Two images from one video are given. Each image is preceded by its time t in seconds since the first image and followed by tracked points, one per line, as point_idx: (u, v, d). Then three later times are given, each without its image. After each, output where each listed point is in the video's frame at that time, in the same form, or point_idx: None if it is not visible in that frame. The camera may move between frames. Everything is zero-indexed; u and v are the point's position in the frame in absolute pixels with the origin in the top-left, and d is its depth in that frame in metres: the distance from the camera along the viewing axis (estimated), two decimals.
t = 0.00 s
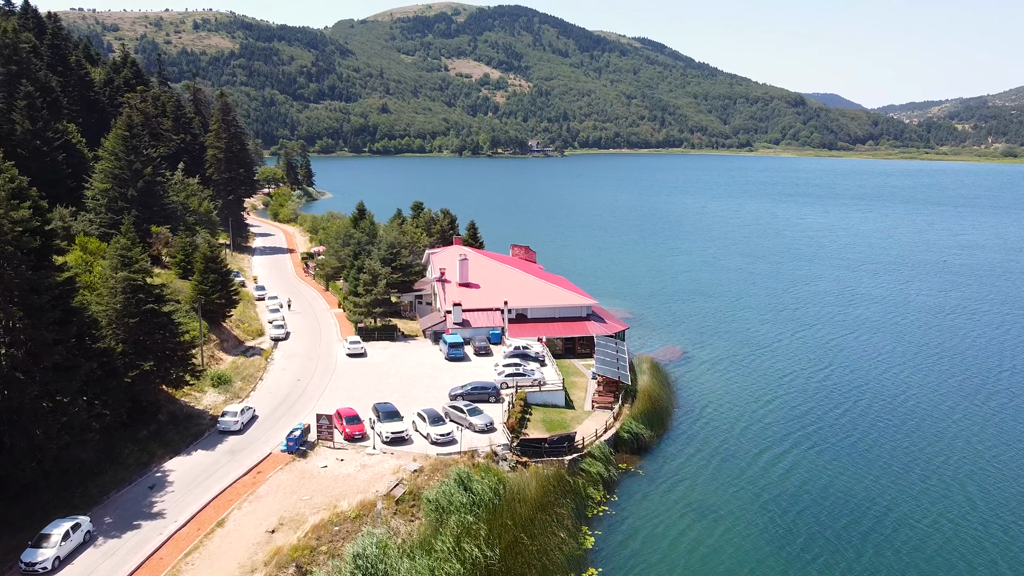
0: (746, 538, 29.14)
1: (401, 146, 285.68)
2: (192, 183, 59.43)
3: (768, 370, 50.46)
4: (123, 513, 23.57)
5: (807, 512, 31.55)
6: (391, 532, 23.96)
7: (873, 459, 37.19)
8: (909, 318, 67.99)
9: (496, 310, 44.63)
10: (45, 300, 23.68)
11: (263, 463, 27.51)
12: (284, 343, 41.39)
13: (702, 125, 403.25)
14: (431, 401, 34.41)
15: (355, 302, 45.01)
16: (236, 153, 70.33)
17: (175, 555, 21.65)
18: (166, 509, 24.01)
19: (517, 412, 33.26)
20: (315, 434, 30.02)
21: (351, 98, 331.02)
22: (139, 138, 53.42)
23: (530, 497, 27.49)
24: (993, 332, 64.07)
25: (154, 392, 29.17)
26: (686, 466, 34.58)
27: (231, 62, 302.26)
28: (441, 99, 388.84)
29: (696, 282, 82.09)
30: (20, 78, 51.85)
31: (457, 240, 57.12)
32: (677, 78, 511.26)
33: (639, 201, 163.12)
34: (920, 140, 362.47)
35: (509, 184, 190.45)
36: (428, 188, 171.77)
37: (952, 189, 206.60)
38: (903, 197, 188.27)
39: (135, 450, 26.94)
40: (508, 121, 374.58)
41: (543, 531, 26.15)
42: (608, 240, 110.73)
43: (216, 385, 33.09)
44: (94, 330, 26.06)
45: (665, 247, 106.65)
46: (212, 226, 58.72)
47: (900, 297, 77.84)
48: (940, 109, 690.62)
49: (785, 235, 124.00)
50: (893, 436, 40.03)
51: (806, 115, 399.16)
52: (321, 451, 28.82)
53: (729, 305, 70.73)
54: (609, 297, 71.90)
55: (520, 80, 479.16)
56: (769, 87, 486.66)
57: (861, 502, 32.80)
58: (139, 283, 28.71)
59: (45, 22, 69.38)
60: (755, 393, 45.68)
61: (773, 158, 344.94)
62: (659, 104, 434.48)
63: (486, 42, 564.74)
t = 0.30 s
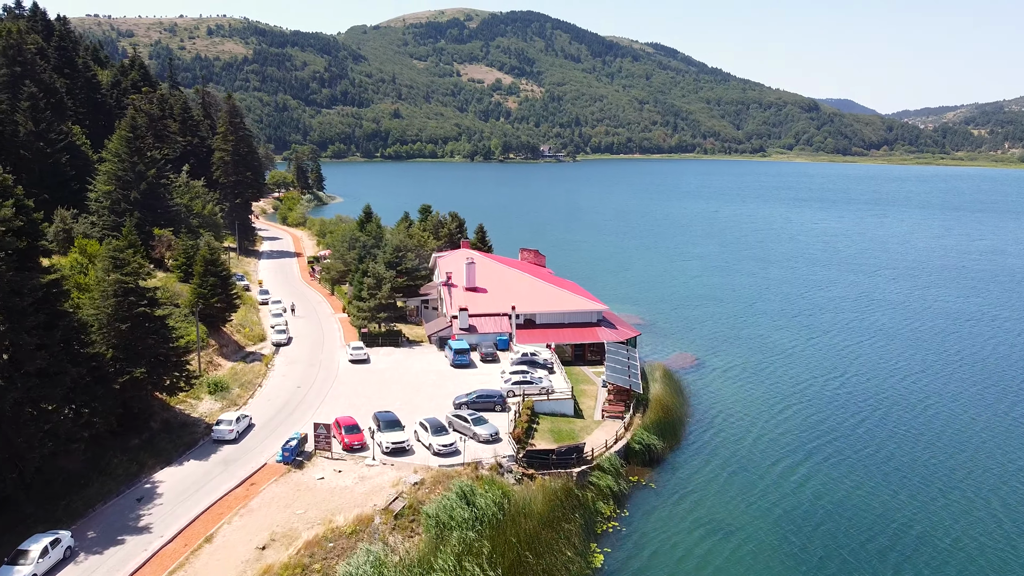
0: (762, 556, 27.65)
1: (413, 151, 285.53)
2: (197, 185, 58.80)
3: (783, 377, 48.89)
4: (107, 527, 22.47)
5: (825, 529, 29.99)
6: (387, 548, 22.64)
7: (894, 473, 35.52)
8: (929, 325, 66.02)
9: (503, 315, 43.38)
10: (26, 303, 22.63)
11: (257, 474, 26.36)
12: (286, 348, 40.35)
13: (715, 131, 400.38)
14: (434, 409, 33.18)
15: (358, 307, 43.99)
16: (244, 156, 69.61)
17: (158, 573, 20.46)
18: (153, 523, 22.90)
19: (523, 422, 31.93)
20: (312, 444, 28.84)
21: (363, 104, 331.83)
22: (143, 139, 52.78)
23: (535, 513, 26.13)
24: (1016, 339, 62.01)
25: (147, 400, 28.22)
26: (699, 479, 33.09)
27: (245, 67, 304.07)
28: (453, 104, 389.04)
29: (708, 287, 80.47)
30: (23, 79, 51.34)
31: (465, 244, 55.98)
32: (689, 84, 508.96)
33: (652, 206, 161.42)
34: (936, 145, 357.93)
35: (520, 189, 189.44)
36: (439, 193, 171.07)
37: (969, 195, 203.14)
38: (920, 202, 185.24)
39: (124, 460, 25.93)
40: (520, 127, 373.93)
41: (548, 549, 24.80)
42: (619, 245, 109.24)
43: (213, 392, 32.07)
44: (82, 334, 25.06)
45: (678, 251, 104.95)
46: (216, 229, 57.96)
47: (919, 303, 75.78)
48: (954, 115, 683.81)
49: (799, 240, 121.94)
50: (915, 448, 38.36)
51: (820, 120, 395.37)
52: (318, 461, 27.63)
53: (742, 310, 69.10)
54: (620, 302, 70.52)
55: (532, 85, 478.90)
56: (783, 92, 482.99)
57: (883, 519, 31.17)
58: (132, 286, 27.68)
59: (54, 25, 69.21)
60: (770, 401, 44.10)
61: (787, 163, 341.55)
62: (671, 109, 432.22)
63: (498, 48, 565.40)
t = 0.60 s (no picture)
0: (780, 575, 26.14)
1: (424, 156, 285.22)
2: (201, 187, 58.06)
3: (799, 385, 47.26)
4: (90, 541, 21.40)
5: (846, 547, 28.40)
6: (382, 566, 21.33)
7: (919, 487, 33.73)
8: (949, 331, 64.06)
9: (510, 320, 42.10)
10: (8, 306, 21.50)
11: (250, 486, 25.17)
12: (287, 353, 39.30)
13: (728, 135, 397.27)
14: (437, 418, 31.93)
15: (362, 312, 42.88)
16: (251, 158, 68.90)
17: None
18: (139, 538, 21.75)
19: (530, 431, 30.58)
20: (309, 454, 27.64)
21: (375, 108, 332.43)
22: (147, 140, 52.09)
23: (541, 529, 24.75)
24: None
25: (137, 407, 27.20)
26: (714, 492, 31.56)
27: (258, 72, 305.73)
28: (465, 109, 388.92)
29: (721, 292, 78.77)
30: (27, 80, 50.99)
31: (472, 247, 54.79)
32: (702, 89, 506.46)
33: (665, 211, 159.58)
34: (952, 150, 353.10)
35: (532, 193, 188.26)
36: (450, 198, 170.14)
37: (988, 200, 199.50)
38: (937, 207, 182.16)
39: (112, 470, 24.91)
40: (532, 132, 373.06)
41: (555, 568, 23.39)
42: (631, 249, 107.68)
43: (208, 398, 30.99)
44: (68, 340, 24.08)
45: (690, 256, 103.24)
46: (221, 232, 57.10)
47: (938, 309, 73.69)
48: (971, 121, 676.17)
49: (814, 245, 119.83)
50: (939, 459, 36.61)
51: (834, 125, 391.42)
52: (315, 472, 26.42)
53: (756, 316, 67.45)
54: (632, 307, 69.03)
55: (544, 90, 478.26)
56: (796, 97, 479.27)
57: (908, 537, 29.51)
58: (123, 288, 26.63)
59: (62, 26, 68.87)
60: (787, 410, 42.48)
61: (801, 168, 337.97)
62: (684, 114, 429.96)
63: (510, 53, 565.96)
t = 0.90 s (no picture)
0: None
1: (436, 161, 285.00)
2: (205, 189, 57.38)
3: (815, 392, 45.68)
4: (70, 557, 20.31)
5: (868, 566, 26.81)
6: None
7: (946, 502, 32.04)
8: (970, 338, 62.16)
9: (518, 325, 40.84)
10: None
11: (242, 498, 24.00)
12: (288, 358, 38.24)
13: (741, 140, 394.20)
14: (440, 427, 30.67)
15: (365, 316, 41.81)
16: (257, 161, 68.23)
17: None
18: (121, 553, 20.62)
19: (536, 441, 29.27)
20: (305, 465, 26.44)
21: (387, 113, 333.05)
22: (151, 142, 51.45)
23: (546, 545, 23.38)
24: None
25: (129, 415, 26.08)
26: (729, 506, 30.04)
27: (271, 77, 307.32)
28: (476, 114, 388.81)
29: (734, 297, 77.10)
30: (31, 80, 50.61)
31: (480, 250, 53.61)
32: (715, 94, 504.01)
33: (677, 215, 157.88)
34: (968, 155, 348.48)
35: (543, 198, 187.06)
36: (460, 202, 169.30)
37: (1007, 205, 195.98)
38: (954, 212, 179.19)
39: (98, 481, 23.80)
40: (543, 136, 372.30)
41: None
42: (643, 254, 106.15)
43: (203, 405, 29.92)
44: (53, 344, 23.04)
45: (703, 261, 101.55)
46: (226, 235, 56.23)
47: (957, 316, 71.69)
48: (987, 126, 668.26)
49: (829, 250, 117.77)
50: (965, 472, 34.93)
51: (848, 130, 387.58)
52: (310, 484, 25.22)
53: (770, 321, 65.85)
54: (643, 312, 67.57)
55: (556, 95, 477.76)
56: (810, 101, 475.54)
57: (934, 556, 27.87)
58: (113, 291, 25.58)
59: (69, 29, 68.67)
60: (802, 419, 40.94)
61: (815, 174, 334.61)
62: (696, 119, 427.68)
63: (523, 58, 565.96)
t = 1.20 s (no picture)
0: None
1: (447, 166, 284.37)
2: (209, 191, 56.64)
3: (833, 401, 44.03)
4: (47, 572, 19.27)
5: None
6: None
7: (973, 518, 30.37)
8: (993, 346, 60.11)
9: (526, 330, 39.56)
10: None
11: (233, 511, 22.86)
12: (288, 364, 37.22)
13: (755, 146, 390.60)
14: (443, 436, 29.44)
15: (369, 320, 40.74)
16: (265, 163, 67.46)
17: None
18: (102, 570, 19.53)
19: (542, 452, 27.93)
20: (300, 476, 25.26)
21: (399, 119, 333.23)
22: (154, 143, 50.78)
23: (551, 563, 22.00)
24: None
25: (118, 424, 25.03)
26: (746, 521, 28.54)
27: (284, 83, 308.47)
28: (488, 120, 387.91)
29: (748, 302, 75.36)
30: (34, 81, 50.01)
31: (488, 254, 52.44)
32: (728, 99, 500.81)
33: (690, 221, 156.00)
34: (985, 161, 343.00)
35: (554, 203, 185.69)
36: (471, 207, 168.25)
37: None
38: (973, 217, 175.75)
39: (83, 492, 22.79)
40: (555, 142, 370.93)
41: None
42: (656, 259, 104.49)
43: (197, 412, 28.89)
44: (36, 349, 22.06)
45: (716, 266, 99.71)
46: (231, 238, 55.40)
47: (979, 322, 69.55)
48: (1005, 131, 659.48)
49: (845, 255, 115.48)
50: (992, 486, 33.19)
51: (863, 135, 383.13)
52: (305, 497, 24.02)
53: (786, 328, 64.07)
54: (655, 318, 66.08)
55: (568, 101, 476.73)
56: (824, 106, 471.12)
57: None
58: (101, 293, 24.55)
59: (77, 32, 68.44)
60: (821, 429, 39.31)
61: (829, 179, 330.71)
62: (709, 125, 424.57)
63: (535, 64, 565.62)
